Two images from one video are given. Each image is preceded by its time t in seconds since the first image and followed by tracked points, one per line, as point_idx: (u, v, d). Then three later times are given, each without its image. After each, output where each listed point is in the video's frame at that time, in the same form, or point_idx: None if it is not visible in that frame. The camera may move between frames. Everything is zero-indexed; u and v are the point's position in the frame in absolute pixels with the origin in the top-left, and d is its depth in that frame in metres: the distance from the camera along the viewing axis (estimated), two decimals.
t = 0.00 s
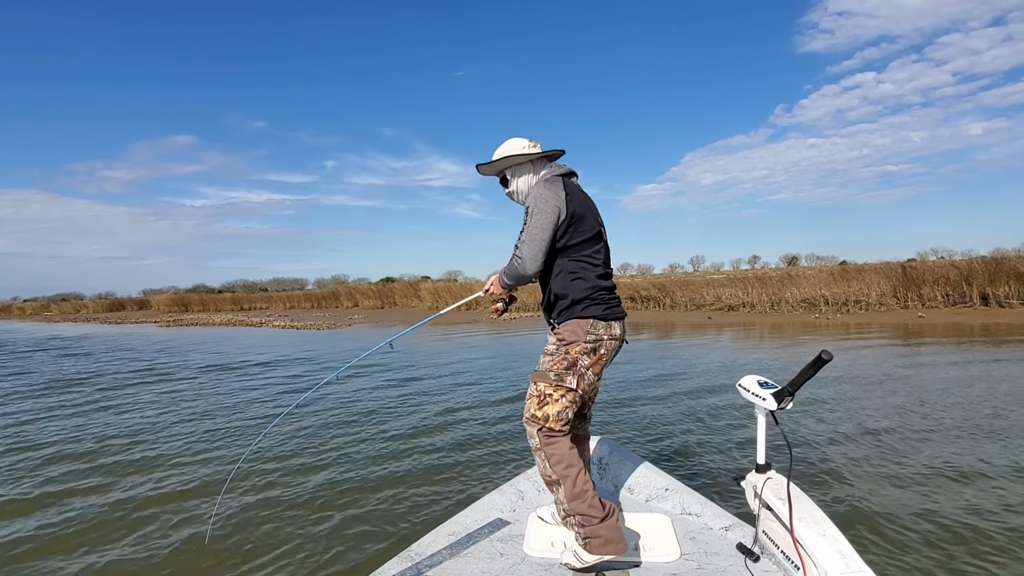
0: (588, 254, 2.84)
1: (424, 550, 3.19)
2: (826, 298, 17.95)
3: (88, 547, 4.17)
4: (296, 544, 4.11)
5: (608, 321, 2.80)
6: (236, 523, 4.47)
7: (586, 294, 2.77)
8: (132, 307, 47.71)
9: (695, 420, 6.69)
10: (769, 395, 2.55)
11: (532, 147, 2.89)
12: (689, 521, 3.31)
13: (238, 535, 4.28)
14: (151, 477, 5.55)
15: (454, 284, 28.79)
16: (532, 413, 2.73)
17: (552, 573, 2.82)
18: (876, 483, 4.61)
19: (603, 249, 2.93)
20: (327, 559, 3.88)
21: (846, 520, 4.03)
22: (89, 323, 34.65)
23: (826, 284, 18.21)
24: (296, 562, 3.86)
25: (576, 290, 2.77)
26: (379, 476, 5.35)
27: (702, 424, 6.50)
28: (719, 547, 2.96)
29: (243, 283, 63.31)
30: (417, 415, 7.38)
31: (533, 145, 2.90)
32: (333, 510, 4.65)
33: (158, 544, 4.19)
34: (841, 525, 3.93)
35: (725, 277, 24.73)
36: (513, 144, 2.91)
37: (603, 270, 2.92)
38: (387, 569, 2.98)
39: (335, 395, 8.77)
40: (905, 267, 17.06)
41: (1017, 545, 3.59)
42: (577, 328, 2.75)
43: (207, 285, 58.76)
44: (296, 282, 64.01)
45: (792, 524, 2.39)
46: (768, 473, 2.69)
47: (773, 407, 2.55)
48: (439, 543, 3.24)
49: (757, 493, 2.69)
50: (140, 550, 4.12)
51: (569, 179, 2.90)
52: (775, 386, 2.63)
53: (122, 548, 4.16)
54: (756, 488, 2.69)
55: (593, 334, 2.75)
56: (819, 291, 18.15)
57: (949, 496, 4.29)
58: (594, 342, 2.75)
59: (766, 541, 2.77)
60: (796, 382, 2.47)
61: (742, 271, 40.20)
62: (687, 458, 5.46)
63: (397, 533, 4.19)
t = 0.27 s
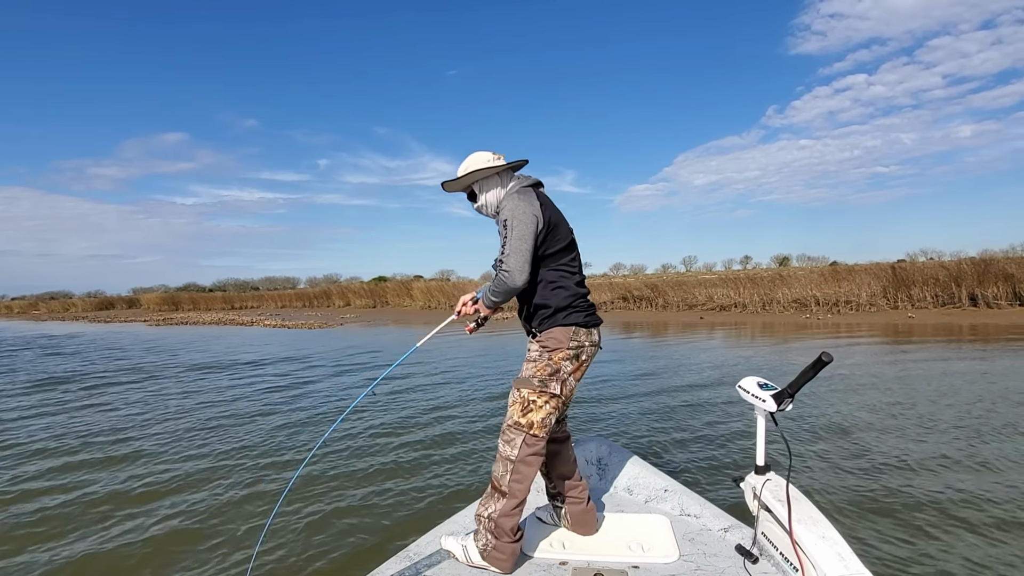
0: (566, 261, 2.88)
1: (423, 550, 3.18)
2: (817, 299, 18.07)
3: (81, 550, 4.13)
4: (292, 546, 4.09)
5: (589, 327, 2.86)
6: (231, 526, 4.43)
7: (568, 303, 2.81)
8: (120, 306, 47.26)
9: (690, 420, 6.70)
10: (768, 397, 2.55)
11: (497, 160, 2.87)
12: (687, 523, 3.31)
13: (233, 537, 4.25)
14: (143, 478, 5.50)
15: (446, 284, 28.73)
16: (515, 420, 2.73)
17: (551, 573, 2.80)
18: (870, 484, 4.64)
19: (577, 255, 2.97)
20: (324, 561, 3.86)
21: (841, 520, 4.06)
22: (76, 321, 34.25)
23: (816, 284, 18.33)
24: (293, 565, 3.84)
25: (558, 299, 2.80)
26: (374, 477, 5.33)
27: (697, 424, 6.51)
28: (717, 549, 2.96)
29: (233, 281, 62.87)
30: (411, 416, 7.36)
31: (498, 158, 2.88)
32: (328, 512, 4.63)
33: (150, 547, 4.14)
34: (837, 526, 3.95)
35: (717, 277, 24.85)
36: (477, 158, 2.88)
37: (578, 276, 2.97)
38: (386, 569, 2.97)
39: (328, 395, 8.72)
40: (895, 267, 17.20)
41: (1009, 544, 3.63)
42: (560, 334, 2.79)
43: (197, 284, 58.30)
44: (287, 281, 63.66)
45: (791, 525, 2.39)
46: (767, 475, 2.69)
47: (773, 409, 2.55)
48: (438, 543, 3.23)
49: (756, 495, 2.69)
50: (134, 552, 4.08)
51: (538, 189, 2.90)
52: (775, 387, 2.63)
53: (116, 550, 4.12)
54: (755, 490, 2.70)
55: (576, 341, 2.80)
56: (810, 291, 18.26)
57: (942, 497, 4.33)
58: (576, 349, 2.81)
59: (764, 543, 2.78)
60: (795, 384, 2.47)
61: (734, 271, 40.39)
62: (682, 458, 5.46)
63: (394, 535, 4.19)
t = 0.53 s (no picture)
0: (530, 267, 2.86)
1: (424, 550, 3.19)
2: (808, 299, 18.18)
3: (76, 551, 4.09)
4: (290, 546, 4.07)
5: (557, 331, 2.87)
6: (228, 527, 4.40)
7: (535, 310, 2.81)
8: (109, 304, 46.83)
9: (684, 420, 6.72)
10: (769, 397, 2.56)
11: (447, 165, 2.80)
12: (688, 523, 3.32)
13: (230, 537, 4.23)
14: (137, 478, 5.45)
15: (439, 283, 28.66)
16: (486, 429, 2.72)
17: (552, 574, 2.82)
18: (865, 483, 4.68)
19: (541, 259, 2.95)
20: (322, 561, 3.85)
21: (837, 520, 4.09)
22: (63, 320, 33.83)
23: (808, 284, 18.45)
24: (291, 565, 3.82)
25: (525, 307, 2.79)
26: (369, 477, 5.31)
27: (691, 424, 6.54)
28: (718, 549, 2.98)
29: (223, 280, 62.45)
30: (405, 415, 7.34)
31: (448, 163, 2.81)
32: (326, 511, 4.61)
33: (144, 548, 4.10)
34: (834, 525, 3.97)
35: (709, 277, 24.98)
36: (424, 164, 2.81)
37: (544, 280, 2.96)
38: (386, 570, 2.97)
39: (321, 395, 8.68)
40: (885, 268, 17.36)
41: (1002, 543, 3.67)
42: (529, 341, 2.78)
43: (186, 282, 57.85)
44: (278, 280, 63.33)
45: (792, 525, 2.40)
46: (768, 475, 2.70)
47: (773, 408, 2.57)
48: (438, 543, 3.24)
49: (756, 495, 2.70)
50: (130, 552, 4.04)
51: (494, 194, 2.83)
52: (776, 387, 2.64)
53: (111, 551, 4.08)
54: (756, 490, 2.71)
55: (544, 346, 2.80)
56: (801, 292, 18.37)
57: (935, 496, 4.38)
58: (545, 354, 2.81)
59: (765, 543, 2.79)
60: (796, 384, 2.49)
61: (726, 271, 40.58)
62: (678, 457, 5.47)
63: (392, 535, 4.18)
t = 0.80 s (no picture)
0: (512, 266, 2.84)
1: (426, 550, 3.18)
2: (800, 301, 18.28)
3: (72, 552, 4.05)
4: (289, 546, 4.05)
5: (544, 328, 2.87)
6: (224, 527, 4.39)
7: (518, 309, 2.78)
8: (98, 301, 46.38)
9: (679, 420, 6.75)
10: (769, 395, 2.58)
11: (421, 161, 2.75)
12: (689, 521, 3.33)
13: (228, 537, 4.20)
14: (132, 477, 5.41)
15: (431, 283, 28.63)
16: (481, 432, 2.73)
17: (555, 573, 2.82)
18: (861, 483, 4.72)
19: (520, 258, 2.93)
20: (321, 561, 3.83)
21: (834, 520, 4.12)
22: (50, 317, 33.44)
23: (799, 286, 18.56)
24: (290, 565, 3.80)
25: (511, 305, 2.77)
26: (365, 475, 5.29)
27: (686, 424, 6.56)
28: (720, 547, 2.99)
29: (214, 278, 62.02)
30: (401, 413, 7.33)
31: (422, 160, 2.76)
32: (323, 510, 4.59)
33: (140, 550, 4.07)
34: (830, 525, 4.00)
35: (701, 278, 25.07)
36: (395, 160, 2.76)
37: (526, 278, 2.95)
38: (388, 570, 2.96)
39: (315, 393, 8.65)
40: (876, 271, 17.49)
41: (996, 542, 3.71)
42: (517, 340, 2.76)
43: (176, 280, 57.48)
44: (269, 278, 62.94)
45: (793, 523, 2.41)
46: (769, 473, 2.72)
47: (773, 406, 2.58)
48: (440, 543, 3.23)
49: (758, 493, 2.72)
50: (126, 553, 4.01)
51: (470, 194, 2.79)
52: (777, 385, 2.66)
53: (107, 552, 4.04)
54: (758, 488, 2.72)
55: (533, 344, 2.80)
56: (793, 293, 18.47)
57: (928, 495, 4.42)
58: (534, 351, 2.81)
59: (767, 541, 2.81)
60: (796, 382, 2.51)
61: (717, 273, 40.73)
62: (674, 458, 5.49)
63: (391, 534, 4.17)
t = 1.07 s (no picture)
0: (502, 265, 2.81)
1: (425, 550, 3.18)
2: (792, 303, 18.33)
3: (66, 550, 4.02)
4: (285, 545, 4.04)
5: (536, 327, 2.85)
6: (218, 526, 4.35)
7: (508, 309, 2.76)
8: (87, 298, 45.90)
9: (675, 420, 6.76)
10: (769, 393, 2.59)
11: (416, 155, 2.73)
12: (688, 520, 3.34)
13: (223, 535, 4.18)
14: (125, 475, 5.38)
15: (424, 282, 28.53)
16: (475, 434, 2.74)
17: (554, 572, 2.82)
18: (855, 483, 4.75)
19: (512, 256, 2.90)
20: (318, 561, 3.82)
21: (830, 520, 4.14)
22: (37, 314, 33.05)
23: (792, 289, 18.65)
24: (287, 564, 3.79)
25: (501, 305, 2.75)
26: (359, 475, 5.25)
27: (682, 425, 6.58)
28: (719, 545, 3.00)
29: (205, 275, 61.58)
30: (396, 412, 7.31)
31: (417, 154, 2.74)
32: (320, 510, 4.58)
33: (134, 550, 4.02)
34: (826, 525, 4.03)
35: (694, 280, 25.15)
36: (390, 152, 2.74)
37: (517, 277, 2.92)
38: (388, 569, 2.96)
39: (310, 392, 8.62)
40: (868, 274, 17.61)
41: (988, 542, 3.75)
42: (508, 340, 2.75)
43: (166, 277, 57.04)
44: (260, 276, 62.55)
45: (792, 521, 2.42)
46: (768, 471, 2.73)
47: (773, 404, 2.59)
48: (439, 543, 3.23)
49: (757, 491, 2.73)
50: (121, 551, 3.99)
51: (463, 192, 2.78)
52: (776, 383, 2.68)
53: (101, 550, 4.01)
54: (757, 486, 2.73)
55: (525, 343, 2.79)
56: (785, 296, 18.54)
57: (921, 496, 4.46)
58: (526, 351, 2.81)
59: (766, 539, 2.82)
60: (795, 380, 2.53)
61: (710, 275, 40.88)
62: (670, 458, 5.50)
63: (388, 534, 4.16)
